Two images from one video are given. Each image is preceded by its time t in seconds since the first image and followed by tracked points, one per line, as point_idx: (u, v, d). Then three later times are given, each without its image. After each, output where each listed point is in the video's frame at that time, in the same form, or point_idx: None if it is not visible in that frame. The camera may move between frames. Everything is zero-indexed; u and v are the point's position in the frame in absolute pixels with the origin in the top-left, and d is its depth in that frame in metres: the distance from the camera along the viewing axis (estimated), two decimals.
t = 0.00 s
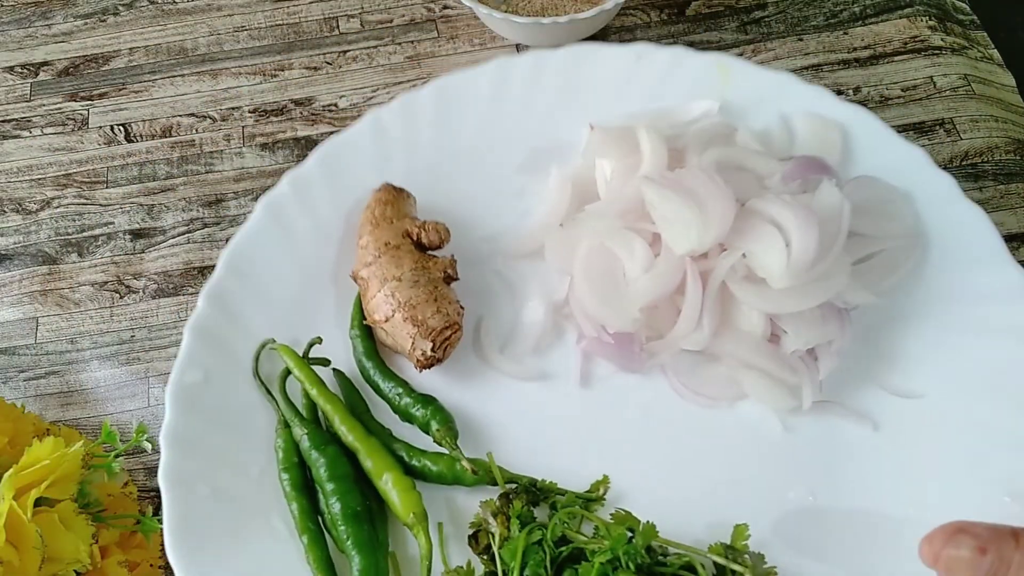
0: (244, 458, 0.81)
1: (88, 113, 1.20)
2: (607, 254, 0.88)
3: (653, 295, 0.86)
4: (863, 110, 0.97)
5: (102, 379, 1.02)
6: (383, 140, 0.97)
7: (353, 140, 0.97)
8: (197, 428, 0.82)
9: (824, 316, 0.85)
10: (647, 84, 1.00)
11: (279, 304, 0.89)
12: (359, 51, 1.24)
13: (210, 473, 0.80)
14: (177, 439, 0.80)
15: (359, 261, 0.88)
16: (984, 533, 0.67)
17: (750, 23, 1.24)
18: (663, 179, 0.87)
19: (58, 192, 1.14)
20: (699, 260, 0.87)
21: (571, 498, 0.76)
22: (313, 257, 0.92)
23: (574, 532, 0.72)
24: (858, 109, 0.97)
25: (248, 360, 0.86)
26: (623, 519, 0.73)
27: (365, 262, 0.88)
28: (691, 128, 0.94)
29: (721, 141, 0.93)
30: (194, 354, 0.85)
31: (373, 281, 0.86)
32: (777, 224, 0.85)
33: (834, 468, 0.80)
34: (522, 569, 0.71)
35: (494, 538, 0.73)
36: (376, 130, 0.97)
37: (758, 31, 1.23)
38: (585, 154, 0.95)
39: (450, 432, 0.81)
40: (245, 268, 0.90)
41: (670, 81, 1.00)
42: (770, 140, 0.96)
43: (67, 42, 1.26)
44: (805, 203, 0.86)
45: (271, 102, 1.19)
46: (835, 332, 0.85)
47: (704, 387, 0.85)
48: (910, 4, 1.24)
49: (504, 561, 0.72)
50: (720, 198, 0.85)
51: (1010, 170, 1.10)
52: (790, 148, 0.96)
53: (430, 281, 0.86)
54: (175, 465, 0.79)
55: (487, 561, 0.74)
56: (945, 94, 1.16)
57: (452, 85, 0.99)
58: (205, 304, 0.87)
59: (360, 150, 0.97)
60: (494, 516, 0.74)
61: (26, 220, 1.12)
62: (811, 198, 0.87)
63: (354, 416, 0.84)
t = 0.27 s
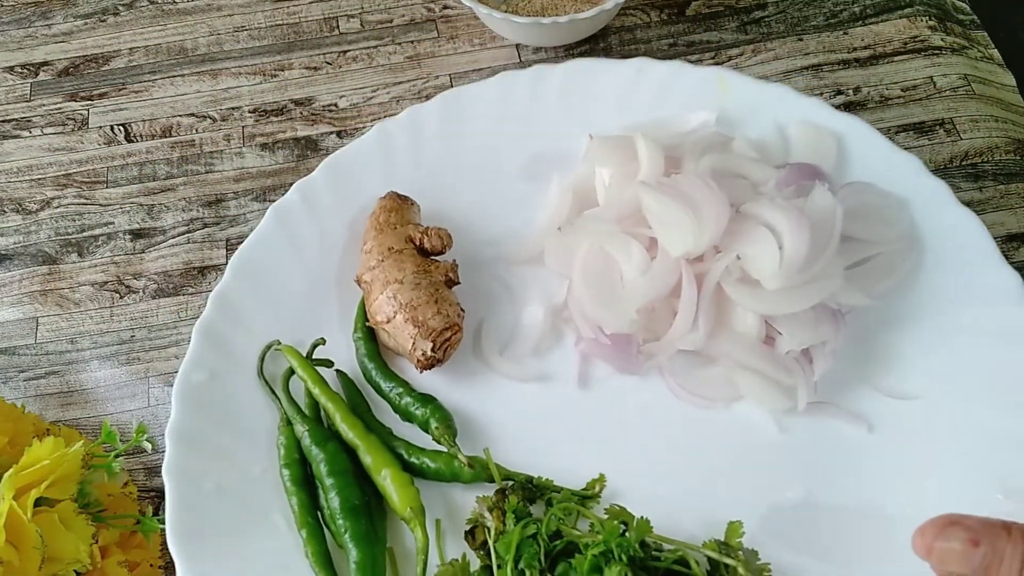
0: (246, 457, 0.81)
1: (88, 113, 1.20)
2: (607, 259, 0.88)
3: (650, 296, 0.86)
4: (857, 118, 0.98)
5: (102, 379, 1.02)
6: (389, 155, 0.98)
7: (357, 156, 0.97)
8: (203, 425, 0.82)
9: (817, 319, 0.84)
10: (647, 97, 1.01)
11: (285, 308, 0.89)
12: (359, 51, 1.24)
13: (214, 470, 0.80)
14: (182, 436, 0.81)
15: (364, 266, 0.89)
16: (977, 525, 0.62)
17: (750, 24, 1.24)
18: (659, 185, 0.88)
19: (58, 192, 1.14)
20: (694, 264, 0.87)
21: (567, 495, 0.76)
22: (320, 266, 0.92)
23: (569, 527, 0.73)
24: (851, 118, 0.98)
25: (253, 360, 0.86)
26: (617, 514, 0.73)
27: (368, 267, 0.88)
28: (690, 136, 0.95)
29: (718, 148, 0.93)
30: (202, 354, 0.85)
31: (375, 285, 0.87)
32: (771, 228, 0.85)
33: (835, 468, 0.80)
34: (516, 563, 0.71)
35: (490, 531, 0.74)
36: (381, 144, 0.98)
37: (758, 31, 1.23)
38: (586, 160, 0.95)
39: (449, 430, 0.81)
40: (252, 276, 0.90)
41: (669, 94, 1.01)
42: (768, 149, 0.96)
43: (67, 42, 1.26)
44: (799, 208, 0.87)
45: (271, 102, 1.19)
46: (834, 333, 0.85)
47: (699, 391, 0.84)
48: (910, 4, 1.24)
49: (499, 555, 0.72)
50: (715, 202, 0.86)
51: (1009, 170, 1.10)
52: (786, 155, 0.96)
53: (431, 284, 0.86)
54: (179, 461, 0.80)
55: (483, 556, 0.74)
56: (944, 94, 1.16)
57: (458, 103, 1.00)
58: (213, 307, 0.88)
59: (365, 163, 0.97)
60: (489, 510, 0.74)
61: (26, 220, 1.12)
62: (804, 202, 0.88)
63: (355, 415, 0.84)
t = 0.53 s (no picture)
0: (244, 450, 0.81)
1: (88, 113, 1.20)
2: (607, 257, 0.88)
3: (648, 294, 0.85)
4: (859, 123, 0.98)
5: (102, 379, 1.02)
6: (390, 151, 0.98)
7: (361, 149, 0.97)
8: (201, 417, 0.82)
9: (818, 319, 0.84)
10: (648, 100, 1.01)
11: (287, 302, 0.89)
12: (359, 51, 1.24)
13: (211, 460, 0.80)
14: (179, 427, 0.81)
15: (364, 261, 0.89)
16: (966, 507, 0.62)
17: (750, 24, 1.24)
18: (659, 184, 0.88)
19: (58, 192, 1.14)
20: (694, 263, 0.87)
21: (564, 492, 0.75)
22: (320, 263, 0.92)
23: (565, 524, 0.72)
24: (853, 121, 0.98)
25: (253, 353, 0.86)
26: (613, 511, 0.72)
27: (368, 262, 0.88)
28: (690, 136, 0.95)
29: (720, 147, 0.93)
30: (202, 346, 0.85)
31: (375, 280, 0.87)
32: (770, 227, 0.85)
33: (835, 466, 0.80)
34: (512, 561, 0.70)
35: (485, 527, 0.73)
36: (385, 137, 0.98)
37: (758, 31, 1.23)
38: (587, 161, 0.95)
39: (447, 426, 0.81)
40: (253, 266, 0.90)
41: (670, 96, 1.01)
42: (769, 153, 0.96)
43: (67, 42, 1.26)
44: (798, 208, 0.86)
45: (271, 102, 1.19)
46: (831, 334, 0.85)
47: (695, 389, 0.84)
48: (910, 4, 1.24)
49: (494, 551, 0.71)
50: (714, 202, 0.86)
51: (1009, 170, 1.10)
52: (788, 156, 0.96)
53: (431, 280, 0.86)
54: (177, 451, 0.80)
55: (479, 552, 0.74)
56: (945, 94, 1.16)
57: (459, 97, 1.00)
58: (214, 299, 0.88)
59: (368, 156, 0.97)
60: (486, 506, 0.74)
61: (26, 220, 1.12)
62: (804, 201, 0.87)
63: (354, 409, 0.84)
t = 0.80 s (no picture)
0: (229, 434, 0.81)
1: (88, 113, 1.20)
2: (603, 274, 0.87)
3: (642, 318, 0.84)
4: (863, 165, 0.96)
5: (102, 379, 1.02)
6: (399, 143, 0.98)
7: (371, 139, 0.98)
8: (189, 395, 0.82)
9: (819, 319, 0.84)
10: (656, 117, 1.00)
11: (284, 292, 0.89)
12: (359, 51, 1.24)
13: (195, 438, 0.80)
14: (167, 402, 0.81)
15: (365, 256, 0.89)
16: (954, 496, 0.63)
17: (750, 24, 1.24)
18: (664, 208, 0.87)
19: (58, 192, 1.14)
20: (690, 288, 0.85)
21: (542, 501, 0.76)
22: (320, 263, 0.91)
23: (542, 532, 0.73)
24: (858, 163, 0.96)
25: (245, 336, 0.87)
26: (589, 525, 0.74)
27: (369, 257, 0.88)
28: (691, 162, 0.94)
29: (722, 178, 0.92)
30: (196, 326, 0.86)
31: (374, 275, 0.87)
32: (767, 261, 0.84)
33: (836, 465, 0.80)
34: (485, 562, 0.70)
35: (462, 528, 0.74)
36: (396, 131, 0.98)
37: (758, 31, 1.23)
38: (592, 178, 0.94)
39: (433, 425, 0.81)
40: (254, 252, 0.91)
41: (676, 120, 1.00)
42: (772, 186, 0.94)
43: (67, 42, 1.26)
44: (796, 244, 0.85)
45: (271, 102, 1.19)
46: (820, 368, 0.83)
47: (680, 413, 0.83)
48: (910, 4, 1.24)
49: (468, 551, 0.71)
50: (715, 230, 0.84)
51: (1009, 170, 1.10)
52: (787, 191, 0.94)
53: (430, 281, 0.86)
54: (162, 426, 0.80)
55: (453, 551, 0.75)
56: (945, 94, 1.16)
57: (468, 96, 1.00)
58: (212, 281, 0.89)
59: (378, 146, 0.98)
60: (465, 509, 0.75)
61: (26, 220, 1.12)
62: (803, 239, 0.86)
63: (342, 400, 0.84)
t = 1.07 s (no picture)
0: (201, 368, 0.82)
1: (88, 113, 1.20)
2: (592, 271, 0.85)
3: (624, 321, 0.82)
4: (876, 210, 0.92)
5: (103, 379, 1.02)
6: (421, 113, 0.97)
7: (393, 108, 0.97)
8: (173, 321, 0.84)
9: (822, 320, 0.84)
10: (679, 125, 0.96)
11: (289, 249, 0.89)
12: (359, 51, 1.24)
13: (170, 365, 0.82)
14: (151, 326, 0.83)
15: (365, 214, 0.89)
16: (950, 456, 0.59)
17: (750, 23, 1.24)
18: (665, 220, 0.85)
19: (58, 192, 1.14)
20: (676, 301, 0.83)
21: (491, 483, 0.77)
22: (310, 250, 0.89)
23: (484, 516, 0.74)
24: (870, 206, 0.92)
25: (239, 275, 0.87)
26: (529, 517, 0.75)
27: (369, 217, 0.88)
28: (701, 181, 0.91)
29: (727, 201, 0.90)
30: (195, 255, 0.88)
31: (369, 235, 0.87)
32: (754, 287, 0.81)
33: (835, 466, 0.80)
34: (421, 533, 0.72)
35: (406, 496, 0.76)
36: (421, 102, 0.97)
37: (758, 31, 1.23)
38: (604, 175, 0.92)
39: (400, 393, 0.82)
40: (261, 198, 0.91)
41: (698, 134, 0.96)
42: (779, 214, 0.92)
43: (67, 42, 1.26)
44: (788, 277, 0.83)
45: (271, 102, 1.19)
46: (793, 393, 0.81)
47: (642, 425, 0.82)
48: (910, 4, 1.24)
49: (409, 519, 0.73)
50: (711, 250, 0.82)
51: (1009, 170, 1.10)
52: (792, 220, 0.92)
53: (422, 251, 0.86)
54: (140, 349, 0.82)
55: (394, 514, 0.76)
56: (945, 94, 1.16)
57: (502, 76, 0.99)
58: (219, 216, 0.90)
59: (400, 114, 0.96)
60: (413, 478, 0.77)
61: (26, 220, 1.12)
62: (796, 273, 0.83)
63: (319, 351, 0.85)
